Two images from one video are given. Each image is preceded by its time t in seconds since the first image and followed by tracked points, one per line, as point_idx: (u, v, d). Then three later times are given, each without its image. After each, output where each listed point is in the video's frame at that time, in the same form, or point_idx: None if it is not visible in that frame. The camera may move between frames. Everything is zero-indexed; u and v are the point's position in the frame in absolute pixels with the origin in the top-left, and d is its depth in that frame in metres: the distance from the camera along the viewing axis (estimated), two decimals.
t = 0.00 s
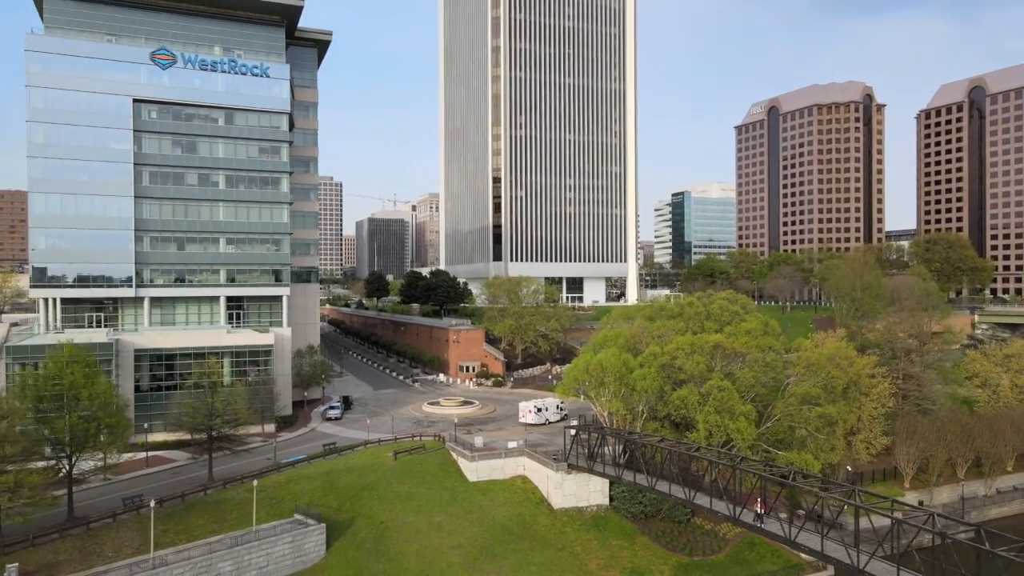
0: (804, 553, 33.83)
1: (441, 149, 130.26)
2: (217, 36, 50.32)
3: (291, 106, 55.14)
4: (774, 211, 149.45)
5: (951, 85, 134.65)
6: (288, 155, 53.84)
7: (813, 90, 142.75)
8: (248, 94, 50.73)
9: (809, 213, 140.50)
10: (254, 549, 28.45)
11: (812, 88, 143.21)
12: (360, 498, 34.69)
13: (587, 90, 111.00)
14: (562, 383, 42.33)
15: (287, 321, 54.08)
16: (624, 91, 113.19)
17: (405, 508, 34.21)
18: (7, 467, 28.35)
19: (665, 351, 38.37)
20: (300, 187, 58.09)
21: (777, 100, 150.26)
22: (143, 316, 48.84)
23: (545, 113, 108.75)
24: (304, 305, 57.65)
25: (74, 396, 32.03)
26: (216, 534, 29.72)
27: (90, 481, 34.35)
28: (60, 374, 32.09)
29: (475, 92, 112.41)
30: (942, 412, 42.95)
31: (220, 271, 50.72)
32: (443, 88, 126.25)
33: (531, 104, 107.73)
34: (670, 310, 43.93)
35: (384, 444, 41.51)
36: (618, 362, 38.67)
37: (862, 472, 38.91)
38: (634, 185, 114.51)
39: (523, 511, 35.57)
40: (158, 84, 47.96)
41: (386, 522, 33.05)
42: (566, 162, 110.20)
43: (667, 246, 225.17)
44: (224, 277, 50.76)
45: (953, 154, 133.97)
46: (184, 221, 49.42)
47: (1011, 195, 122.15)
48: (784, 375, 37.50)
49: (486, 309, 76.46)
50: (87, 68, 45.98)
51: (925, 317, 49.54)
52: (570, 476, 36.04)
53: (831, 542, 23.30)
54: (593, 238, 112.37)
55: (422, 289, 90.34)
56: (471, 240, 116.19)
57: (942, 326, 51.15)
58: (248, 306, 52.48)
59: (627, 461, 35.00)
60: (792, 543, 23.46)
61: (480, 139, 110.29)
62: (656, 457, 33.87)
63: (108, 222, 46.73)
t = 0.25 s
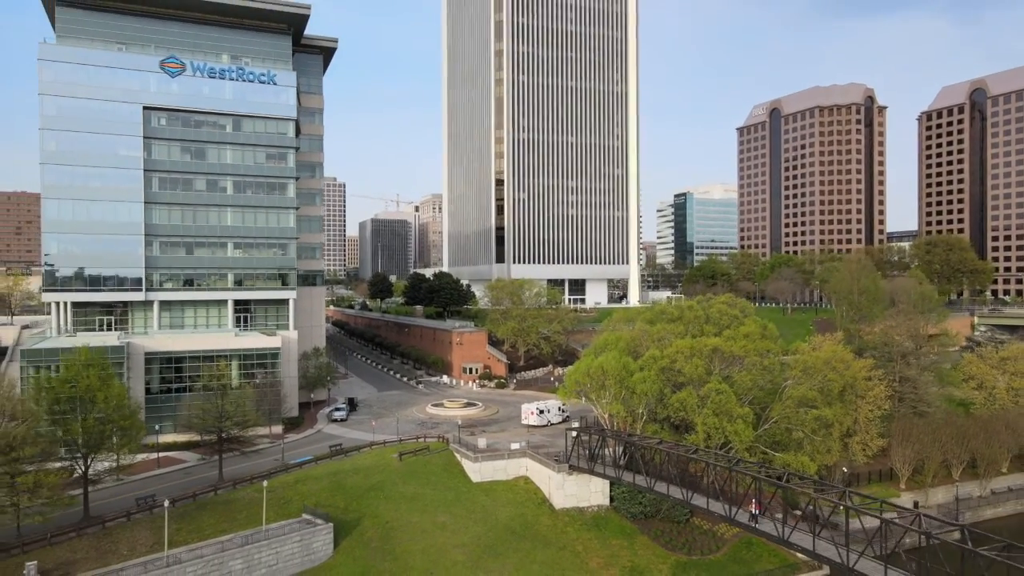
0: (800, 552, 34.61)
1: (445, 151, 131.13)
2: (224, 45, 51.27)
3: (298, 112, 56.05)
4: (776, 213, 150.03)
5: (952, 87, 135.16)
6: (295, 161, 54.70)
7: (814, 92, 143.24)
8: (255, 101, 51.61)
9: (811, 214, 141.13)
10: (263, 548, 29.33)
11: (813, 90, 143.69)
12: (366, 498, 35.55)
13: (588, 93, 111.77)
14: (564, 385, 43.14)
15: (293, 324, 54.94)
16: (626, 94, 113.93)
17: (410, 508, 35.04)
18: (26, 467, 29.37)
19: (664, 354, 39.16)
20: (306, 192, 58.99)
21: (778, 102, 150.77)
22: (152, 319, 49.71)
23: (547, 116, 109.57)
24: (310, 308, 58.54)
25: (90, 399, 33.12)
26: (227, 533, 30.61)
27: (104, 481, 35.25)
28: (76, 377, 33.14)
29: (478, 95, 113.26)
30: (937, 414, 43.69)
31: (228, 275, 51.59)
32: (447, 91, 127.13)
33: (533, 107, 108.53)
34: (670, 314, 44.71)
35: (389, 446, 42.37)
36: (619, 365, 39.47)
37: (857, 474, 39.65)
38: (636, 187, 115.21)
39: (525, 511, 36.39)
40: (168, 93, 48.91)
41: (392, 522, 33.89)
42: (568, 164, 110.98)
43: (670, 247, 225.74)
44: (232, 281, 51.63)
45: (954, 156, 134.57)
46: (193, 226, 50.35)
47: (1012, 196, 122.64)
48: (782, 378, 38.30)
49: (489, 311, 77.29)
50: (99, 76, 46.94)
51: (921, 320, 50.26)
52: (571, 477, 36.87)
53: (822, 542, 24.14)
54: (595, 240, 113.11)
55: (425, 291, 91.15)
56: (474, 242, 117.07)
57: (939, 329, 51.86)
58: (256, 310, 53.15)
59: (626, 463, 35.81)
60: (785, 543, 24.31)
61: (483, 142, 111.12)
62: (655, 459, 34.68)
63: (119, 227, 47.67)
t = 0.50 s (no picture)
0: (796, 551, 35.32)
1: (446, 153, 131.91)
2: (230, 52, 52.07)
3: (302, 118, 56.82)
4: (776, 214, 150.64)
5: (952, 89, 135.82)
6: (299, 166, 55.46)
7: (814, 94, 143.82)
8: (260, 107, 52.39)
9: (811, 216, 141.77)
10: (271, 547, 30.09)
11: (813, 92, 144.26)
12: (371, 499, 36.31)
13: (589, 96, 112.48)
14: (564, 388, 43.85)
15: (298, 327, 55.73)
16: (626, 97, 114.64)
17: (413, 508, 35.80)
18: (41, 467, 30.22)
19: (663, 358, 39.86)
20: (310, 196, 59.78)
21: (779, 104, 151.33)
22: (159, 322, 50.52)
23: (548, 119, 110.31)
24: (314, 311, 59.30)
25: (102, 401, 33.96)
26: (235, 532, 31.38)
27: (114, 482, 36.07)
28: (89, 381, 34.26)
29: (479, 98, 114.04)
30: (932, 416, 44.41)
31: (234, 279, 52.40)
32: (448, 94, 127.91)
33: (534, 110, 109.29)
34: (668, 318, 45.44)
35: (393, 447, 43.14)
36: (618, 368, 40.17)
37: (852, 475, 40.36)
38: (636, 190, 115.85)
39: (526, 511, 37.14)
40: (174, 99, 49.72)
41: (396, 522, 34.65)
42: (569, 167, 111.72)
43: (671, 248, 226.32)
44: (237, 284, 52.43)
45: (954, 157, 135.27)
46: (199, 230, 51.17)
47: (1011, 198, 123.26)
48: (778, 381, 39.02)
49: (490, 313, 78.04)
50: (107, 83, 47.75)
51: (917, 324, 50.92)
52: (571, 478, 37.59)
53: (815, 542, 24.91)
54: (596, 242, 113.82)
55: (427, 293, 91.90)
56: (476, 244, 117.82)
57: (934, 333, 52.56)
58: (261, 313, 54.01)
59: (625, 464, 36.51)
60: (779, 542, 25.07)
61: (484, 145, 111.89)
62: (653, 460, 35.38)
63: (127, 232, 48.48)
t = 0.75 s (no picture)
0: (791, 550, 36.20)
1: (448, 156, 132.88)
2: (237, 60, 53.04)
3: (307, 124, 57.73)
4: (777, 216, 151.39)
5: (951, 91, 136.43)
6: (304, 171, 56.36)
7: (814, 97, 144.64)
8: (266, 114, 53.33)
9: (811, 218, 142.52)
10: (280, 545, 31.01)
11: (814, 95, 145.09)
12: (375, 499, 37.24)
13: (590, 99, 113.31)
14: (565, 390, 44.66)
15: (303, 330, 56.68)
16: (627, 100, 115.42)
17: (417, 508, 36.72)
18: (57, 468, 31.17)
19: (661, 361, 40.70)
20: (315, 201, 60.72)
21: (779, 106, 152.16)
22: (168, 326, 51.47)
23: (550, 122, 111.22)
24: (319, 314, 60.25)
25: (116, 404, 34.90)
26: (245, 531, 32.30)
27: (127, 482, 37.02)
28: (103, 384, 35.19)
29: (481, 102, 115.00)
30: (927, 418, 45.21)
31: (241, 283, 53.34)
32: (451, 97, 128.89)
33: (536, 113, 110.20)
34: (666, 322, 46.32)
35: (396, 448, 44.07)
36: (617, 372, 40.99)
37: (847, 476, 41.24)
38: (637, 192, 116.55)
39: (527, 511, 38.04)
40: (182, 107, 50.68)
41: (400, 521, 35.58)
42: (571, 170, 112.58)
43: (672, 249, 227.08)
44: (244, 288, 53.39)
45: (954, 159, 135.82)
46: (207, 235, 52.15)
47: (1011, 200, 123.84)
48: (773, 384, 39.86)
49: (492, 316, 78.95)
50: (116, 92, 48.71)
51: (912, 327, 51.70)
52: (571, 479, 38.45)
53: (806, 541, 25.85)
54: (597, 244, 114.66)
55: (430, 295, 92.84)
56: (478, 246, 118.77)
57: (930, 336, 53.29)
58: (266, 316, 55.00)
59: (624, 465, 37.38)
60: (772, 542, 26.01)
61: (486, 148, 112.84)
62: (651, 462, 36.27)
63: (136, 237, 49.44)
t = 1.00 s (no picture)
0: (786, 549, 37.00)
1: (450, 158, 133.73)
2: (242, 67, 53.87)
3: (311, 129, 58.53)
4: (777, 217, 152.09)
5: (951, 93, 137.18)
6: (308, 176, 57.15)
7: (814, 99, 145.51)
8: (271, 120, 54.16)
9: (811, 219, 143.25)
10: (287, 544, 31.82)
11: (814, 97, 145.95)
12: (380, 499, 38.06)
13: (591, 102, 114.07)
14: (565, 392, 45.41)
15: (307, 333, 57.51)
16: (628, 103, 116.14)
17: (420, 508, 37.53)
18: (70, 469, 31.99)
19: (660, 364, 41.47)
20: (318, 205, 61.55)
21: (779, 108, 153.00)
22: (174, 328, 52.27)
23: (551, 125, 112.03)
24: (322, 316, 61.07)
25: (127, 407, 35.65)
26: (253, 531, 33.14)
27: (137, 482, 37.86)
28: (115, 387, 35.96)
29: (483, 104, 115.87)
30: (921, 420, 45.94)
31: (246, 286, 54.16)
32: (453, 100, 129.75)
33: (537, 116, 111.03)
34: (665, 325, 47.09)
35: (400, 449, 44.88)
36: (617, 374, 41.75)
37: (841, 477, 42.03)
38: (638, 194, 117.23)
39: (528, 511, 38.83)
40: (189, 114, 51.54)
41: (404, 520, 36.38)
42: (571, 172, 113.37)
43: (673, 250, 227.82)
44: (249, 291, 54.21)
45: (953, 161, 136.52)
46: (213, 239, 52.99)
47: (1010, 201, 124.44)
48: (770, 387, 40.63)
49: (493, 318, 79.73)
50: (124, 99, 49.55)
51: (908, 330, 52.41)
52: (572, 479, 39.21)
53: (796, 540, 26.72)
54: (597, 246, 115.45)
55: (431, 297, 93.70)
56: (479, 248, 119.61)
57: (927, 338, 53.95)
58: (271, 319, 55.83)
59: (622, 465, 38.17)
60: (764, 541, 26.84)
61: (487, 150, 113.69)
62: (648, 462, 37.06)
63: (144, 241, 50.29)
